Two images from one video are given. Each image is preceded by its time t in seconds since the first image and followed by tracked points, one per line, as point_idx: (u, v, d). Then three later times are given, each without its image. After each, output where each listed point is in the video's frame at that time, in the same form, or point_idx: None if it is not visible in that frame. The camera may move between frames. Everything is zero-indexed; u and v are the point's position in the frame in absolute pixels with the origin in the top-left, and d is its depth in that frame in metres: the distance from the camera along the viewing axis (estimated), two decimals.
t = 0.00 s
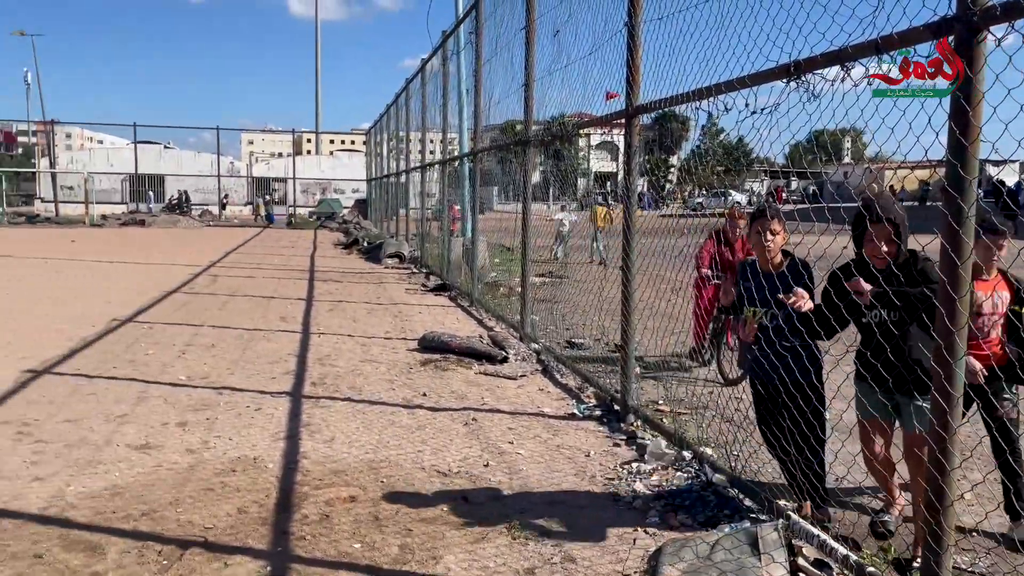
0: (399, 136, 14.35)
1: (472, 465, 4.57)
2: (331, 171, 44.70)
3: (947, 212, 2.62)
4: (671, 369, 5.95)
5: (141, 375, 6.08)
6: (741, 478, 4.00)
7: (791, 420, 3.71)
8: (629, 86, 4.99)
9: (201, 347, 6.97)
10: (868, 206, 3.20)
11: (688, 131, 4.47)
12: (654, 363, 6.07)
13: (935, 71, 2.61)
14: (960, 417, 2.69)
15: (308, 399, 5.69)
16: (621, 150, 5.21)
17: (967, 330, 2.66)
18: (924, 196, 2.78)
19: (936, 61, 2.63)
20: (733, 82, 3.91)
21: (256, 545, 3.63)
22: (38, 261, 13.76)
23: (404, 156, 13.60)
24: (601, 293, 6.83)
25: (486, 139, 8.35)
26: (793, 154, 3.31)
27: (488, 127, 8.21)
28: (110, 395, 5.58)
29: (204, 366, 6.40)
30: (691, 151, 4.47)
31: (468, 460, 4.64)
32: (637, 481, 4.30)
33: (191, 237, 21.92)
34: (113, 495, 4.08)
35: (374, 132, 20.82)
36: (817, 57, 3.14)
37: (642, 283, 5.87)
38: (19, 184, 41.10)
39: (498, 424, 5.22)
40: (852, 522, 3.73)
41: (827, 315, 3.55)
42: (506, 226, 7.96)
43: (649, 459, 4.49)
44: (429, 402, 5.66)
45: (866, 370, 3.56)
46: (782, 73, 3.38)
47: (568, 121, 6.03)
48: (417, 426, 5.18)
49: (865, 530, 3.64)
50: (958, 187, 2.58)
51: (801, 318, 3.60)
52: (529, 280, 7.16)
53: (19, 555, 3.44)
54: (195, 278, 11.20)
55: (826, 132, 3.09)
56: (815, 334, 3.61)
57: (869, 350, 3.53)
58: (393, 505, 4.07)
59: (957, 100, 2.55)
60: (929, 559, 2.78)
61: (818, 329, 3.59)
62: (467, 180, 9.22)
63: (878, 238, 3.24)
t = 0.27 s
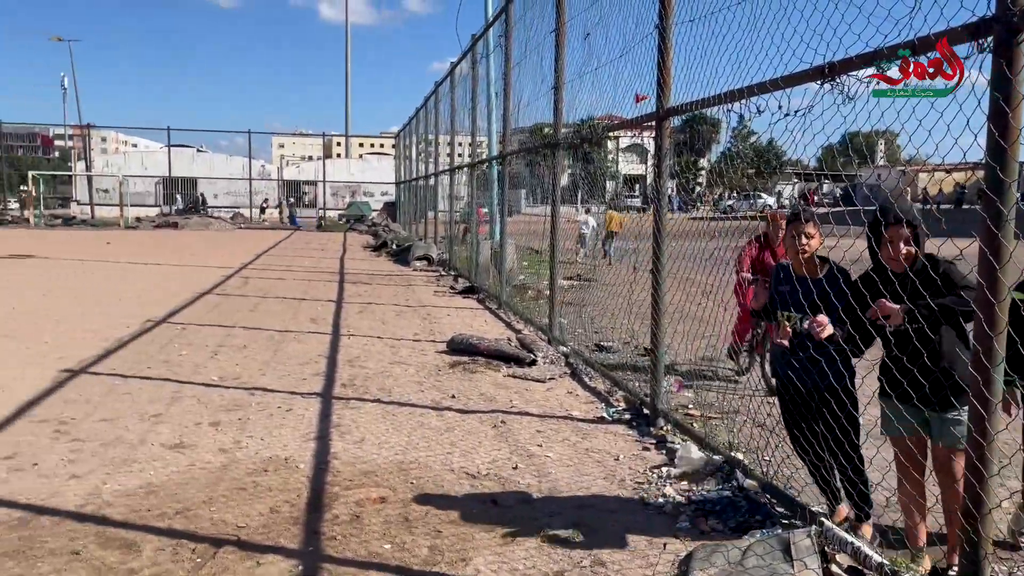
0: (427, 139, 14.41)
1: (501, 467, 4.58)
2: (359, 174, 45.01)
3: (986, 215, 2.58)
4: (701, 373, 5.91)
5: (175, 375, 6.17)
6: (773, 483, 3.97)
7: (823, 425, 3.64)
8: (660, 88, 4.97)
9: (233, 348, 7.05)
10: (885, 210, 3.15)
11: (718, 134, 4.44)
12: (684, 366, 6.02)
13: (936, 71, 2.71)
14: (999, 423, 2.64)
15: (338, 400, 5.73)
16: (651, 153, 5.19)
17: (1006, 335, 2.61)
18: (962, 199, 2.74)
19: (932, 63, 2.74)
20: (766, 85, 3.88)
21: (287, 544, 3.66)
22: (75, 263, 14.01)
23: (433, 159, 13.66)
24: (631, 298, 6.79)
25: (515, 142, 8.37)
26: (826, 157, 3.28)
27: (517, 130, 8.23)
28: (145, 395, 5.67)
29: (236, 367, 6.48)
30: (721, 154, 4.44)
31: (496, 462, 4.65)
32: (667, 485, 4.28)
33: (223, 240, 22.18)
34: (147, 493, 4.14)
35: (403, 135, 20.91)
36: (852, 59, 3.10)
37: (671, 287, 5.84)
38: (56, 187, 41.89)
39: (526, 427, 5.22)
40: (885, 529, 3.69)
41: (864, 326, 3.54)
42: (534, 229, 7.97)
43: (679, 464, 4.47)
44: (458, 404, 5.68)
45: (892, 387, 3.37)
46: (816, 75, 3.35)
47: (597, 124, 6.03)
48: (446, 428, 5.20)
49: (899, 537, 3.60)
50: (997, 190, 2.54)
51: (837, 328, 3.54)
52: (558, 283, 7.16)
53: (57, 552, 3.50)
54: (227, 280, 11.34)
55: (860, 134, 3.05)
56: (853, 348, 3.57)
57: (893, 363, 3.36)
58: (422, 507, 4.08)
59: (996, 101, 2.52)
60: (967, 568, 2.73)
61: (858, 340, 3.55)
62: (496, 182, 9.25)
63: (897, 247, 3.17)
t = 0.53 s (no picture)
0: (456, 142, 14.46)
1: (529, 470, 4.57)
2: (388, 177, 45.29)
3: None
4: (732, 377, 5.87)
5: (208, 375, 6.26)
6: (805, 490, 3.92)
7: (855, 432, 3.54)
8: (690, 90, 4.95)
9: (265, 349, 7.13)
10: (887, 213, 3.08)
11: (749, 136, 4.41)
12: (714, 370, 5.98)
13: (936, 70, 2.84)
14: None
15: (367, 402, 5.77)
16: (681, 155, 5.16)
17: None
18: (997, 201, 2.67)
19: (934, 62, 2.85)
20: (798, 87, 3.84)
21: (318, 544, 3.69)
22: (109, 265, 14.25)
23: (462, 162, 13.71)
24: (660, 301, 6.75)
25: (543, 145, 8.38)
26: (859, 159, 3.24)
27: (546, 133, 8.24)
28: (178, 394, 5.75)
29: (267, 368, 6.55)
30: (752, 156, 4.41)
31: (525, 465, 4.64)
32: (698, 490, 4.25)
33: (255, 242, 22.41)
34: (181, 492, 4.20)
35: (431, 137, 21.06)
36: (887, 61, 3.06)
37: (701, 291, 5.80)
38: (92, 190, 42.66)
39: (555, 430, 5.22)
40: (921, 538, 3.62)
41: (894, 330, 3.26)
42: (563, 232, 7.96)
43: (709, 469, 4.44)
44: (486, 406, 5.69)
45: (911, 397, 3.21)
46: (850, 77, 3.31)
47: (626, 126, 6.01)
48: (475, 431, 5.22)
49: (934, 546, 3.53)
50: None
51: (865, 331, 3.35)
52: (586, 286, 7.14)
53: (93, 548, 3.56)
54: (259, 282, 11.47)
55: (894, 136, 3.01)
56: (886, 353, 3.33)
57: (911, 371, 3.19)
58: (451, 508, 4.10)
59: None
60: None
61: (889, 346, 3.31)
62: (525, 185, 9.26)
63: (896, 249, 3.10)
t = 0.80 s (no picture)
0: (485, 145, 14.49)
1: (557, 474, 4.57)
2: (416, 180, 45.50)
3: None
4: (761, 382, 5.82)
5: (239, 376, 6.33)
6: (838, 496, 3.88)
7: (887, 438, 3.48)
8: (721, 93, 4.92)
9: (295, 351, 7.20)
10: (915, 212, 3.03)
11: (779, 139, 4.37)
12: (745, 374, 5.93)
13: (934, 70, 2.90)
14: None
15: (396, 403, 5.81)
16: (711, 158, 5.14)
17: None
18: None
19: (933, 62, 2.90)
20: (831, 90, 3.81)
21: (348, 544, 3.72)
22: (144, 267, 14.47)
23: (490, 165, 13.74)
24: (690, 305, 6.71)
25: (571, 148, 8.38)
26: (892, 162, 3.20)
27: (574, 136, 8.24)
28: (211, 395, 5.83)
29: (297, 369, 6.61)
30: (782, 160, 4.38)
31: (553, 469, 4.64)
32: (728, 495, 4.22)
33: (285, 244, 22.61)
34: (213, 492, 4.25)
35: (458, 140, 21.13)
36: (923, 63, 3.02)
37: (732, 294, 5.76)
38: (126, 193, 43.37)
39: (583, 434, 5.21)
40: (956, 546, 3.57)
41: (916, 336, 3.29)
42: (591, 235, 7.95)
43: (740, 475, 4.42)
44: (514, 409, 5.70)
45: (940, 403, 3.14)
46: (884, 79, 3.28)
47: (655, 129, 6.00)
48: (503, 433, 5.23)
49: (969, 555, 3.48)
50: None
51: (892, 336, 3.34)
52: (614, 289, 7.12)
53: (128, 546, 3.62)
54: (289, 284, 11.59)
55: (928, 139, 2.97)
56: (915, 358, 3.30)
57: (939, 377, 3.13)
58: (479, 511, 4.11)
59: None
60: None
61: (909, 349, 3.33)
62: (553, 188, 9.26)
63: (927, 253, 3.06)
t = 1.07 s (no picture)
0: (513, 149, 14.51)
1: (586, 477, 4.56)
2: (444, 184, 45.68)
3: None
4: (792, 386, 5.75)
5: (270, 378, 6.39)
6: (871, 503, 3.83)
7: (923, 444, 3.42)
8: (752, 96, 4.88)
9: (325, 353, 7.26)
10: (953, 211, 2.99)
11: (809, 142, 4.33)
12: (775, 378, 5.86)
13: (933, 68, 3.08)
14: None
15: (425, 406, 5.83)
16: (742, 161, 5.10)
17: None
18: None
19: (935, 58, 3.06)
20: (864, 91, 3.76)
21: (377, 546, 3.74)
22: (177, 269, 14.67)
23: (518, 169, 13.75)
24: (720, 309, 6.65)
25: (599, 151, 8.36)
26: (926, 164, 3.16)
27: (603, 139, 8.22)
28: (242, 396, 5.89)
29: (327, 371, 6.66)
30: (812, 162, 4.33)
31: (582, 472, 4.63)
32: (758, 501, 4.18)
33: (314, 247, 22.77)
34: (245, 492, 4.29)
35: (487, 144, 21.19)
36: (959, 65, 2.98)
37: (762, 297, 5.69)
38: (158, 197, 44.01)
39: (611, 437, 5.19)
40: (992, 556, 3.50)
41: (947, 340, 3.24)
42: (619, 238, 7.93)
43: (770, 480, 4.38)
44: (542, 413, 5.69)
45: (980, 409, 3.08)
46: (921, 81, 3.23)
47: (684, 132, 5.97)
48: (531, 437, 5.22)
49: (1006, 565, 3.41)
50: None
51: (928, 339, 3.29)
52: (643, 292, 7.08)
53: (161, 545, 3.67)
54: (318, 287, 11.68)
55: (963, 141, 2.93)
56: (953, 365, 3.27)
57: (980, 384, 3.08)
58: (508, 514, 4.11)
59: None
60: None
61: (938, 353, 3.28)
62: (581, 192, 9.25)
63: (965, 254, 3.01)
